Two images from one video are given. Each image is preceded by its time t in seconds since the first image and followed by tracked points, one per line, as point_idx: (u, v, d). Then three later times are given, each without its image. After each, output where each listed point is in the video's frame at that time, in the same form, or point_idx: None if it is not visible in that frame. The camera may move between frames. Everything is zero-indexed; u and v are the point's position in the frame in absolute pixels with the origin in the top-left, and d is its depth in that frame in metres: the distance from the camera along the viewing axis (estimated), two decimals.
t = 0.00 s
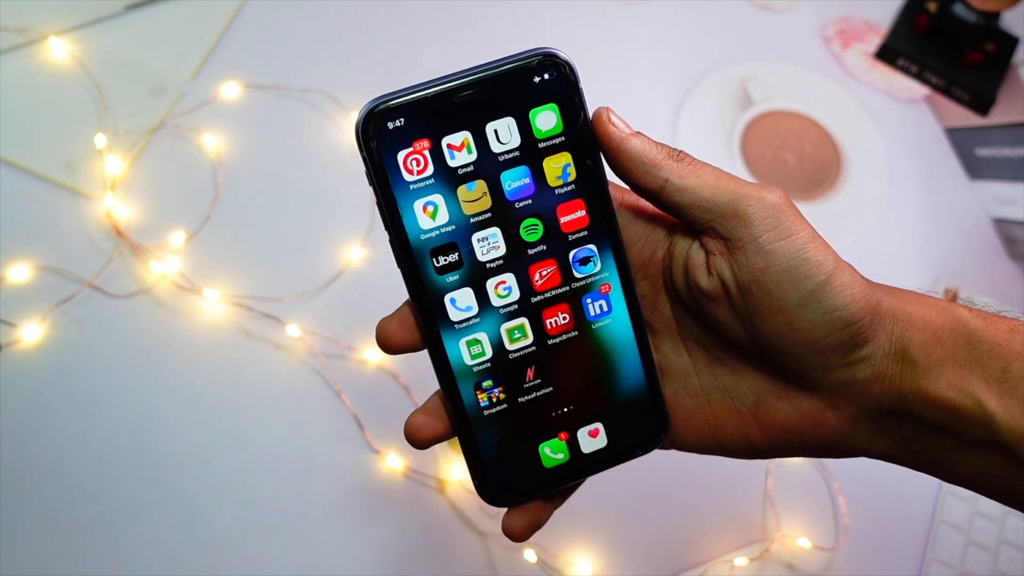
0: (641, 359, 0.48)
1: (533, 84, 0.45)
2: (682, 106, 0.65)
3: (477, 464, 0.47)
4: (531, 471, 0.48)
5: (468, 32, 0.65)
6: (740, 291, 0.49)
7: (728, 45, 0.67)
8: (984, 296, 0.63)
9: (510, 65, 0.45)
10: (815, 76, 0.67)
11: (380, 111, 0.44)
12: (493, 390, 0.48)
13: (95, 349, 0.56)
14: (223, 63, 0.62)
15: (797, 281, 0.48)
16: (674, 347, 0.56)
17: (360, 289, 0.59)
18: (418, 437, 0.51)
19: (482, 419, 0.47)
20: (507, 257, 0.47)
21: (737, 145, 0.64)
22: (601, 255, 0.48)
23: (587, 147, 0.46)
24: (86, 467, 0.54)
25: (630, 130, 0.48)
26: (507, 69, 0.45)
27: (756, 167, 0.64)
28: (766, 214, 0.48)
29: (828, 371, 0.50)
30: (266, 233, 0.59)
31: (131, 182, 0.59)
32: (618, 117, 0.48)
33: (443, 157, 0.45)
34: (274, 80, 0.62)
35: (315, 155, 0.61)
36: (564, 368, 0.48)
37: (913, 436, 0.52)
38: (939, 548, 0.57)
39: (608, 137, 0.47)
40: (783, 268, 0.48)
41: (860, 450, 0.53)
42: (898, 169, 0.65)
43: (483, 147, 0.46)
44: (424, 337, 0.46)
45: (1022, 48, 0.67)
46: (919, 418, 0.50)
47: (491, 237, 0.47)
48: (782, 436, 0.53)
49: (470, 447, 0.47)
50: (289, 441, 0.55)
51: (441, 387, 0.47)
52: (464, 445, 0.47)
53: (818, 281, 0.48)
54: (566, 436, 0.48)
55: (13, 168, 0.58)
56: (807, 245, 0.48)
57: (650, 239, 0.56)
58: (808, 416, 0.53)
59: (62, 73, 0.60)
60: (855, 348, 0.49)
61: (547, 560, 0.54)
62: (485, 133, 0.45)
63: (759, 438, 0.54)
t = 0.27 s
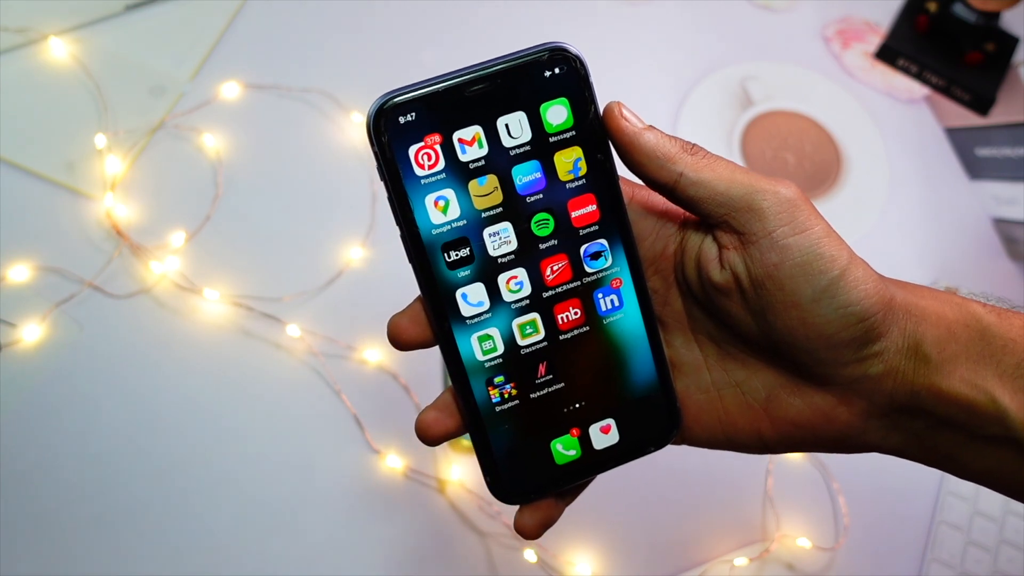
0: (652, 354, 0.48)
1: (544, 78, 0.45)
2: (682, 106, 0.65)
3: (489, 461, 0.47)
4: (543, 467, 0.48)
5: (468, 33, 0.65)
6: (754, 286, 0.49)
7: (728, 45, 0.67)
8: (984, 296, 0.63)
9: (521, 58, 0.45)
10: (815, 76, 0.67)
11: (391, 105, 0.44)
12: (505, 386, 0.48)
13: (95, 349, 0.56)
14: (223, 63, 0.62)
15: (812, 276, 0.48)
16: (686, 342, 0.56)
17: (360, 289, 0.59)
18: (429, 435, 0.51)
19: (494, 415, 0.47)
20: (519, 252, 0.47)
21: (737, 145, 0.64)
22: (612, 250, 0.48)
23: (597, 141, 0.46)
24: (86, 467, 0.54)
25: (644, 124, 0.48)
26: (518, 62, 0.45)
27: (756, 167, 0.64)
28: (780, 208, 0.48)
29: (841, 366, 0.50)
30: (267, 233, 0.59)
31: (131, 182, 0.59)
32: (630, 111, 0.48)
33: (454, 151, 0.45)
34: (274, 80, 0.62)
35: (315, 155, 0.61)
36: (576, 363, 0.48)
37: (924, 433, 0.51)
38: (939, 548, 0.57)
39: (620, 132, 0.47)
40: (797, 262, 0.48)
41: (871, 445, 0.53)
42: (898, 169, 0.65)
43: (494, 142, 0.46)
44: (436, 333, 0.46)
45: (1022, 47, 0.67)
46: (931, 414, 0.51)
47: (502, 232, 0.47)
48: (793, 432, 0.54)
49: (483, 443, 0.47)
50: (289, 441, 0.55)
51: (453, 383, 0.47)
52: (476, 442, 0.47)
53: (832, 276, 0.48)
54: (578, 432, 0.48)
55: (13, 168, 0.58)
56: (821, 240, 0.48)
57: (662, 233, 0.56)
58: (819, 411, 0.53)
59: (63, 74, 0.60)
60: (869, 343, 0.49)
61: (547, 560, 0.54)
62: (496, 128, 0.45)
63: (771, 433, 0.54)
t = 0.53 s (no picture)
0: (662, 346, 0.48)
1: (553, 71, 0.45)
2: (682, 106, 0.65)
3: (499, 454, 0.47)
4: (553, 460, 0.48)
5: (467, 33, 0.65)
6: (763, 278, 0.49)
7: (728, 45, 0.67)
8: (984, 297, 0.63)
9: (530, 52, 0.45)
10: (815, 76, 0.67)
11: (401, 99, 0.44)
12: (514, 379, 0.48)
13: (95, 349, 0.56)
14: (223, 63, 0.62)
15: (821, 268, 0.48)
16: (695, 336, 0.57)
17: (360, 289, 0.59)
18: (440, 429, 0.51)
19: (504, 408, 0.47)
20: (529, 245, 0.47)
21: (737, 145, 0.64)
22: (621, 243, 0.48)
23: (606, 134, 0.46)
24: (86, 467, 0.54)
25: (653, 116, 0.48)
26: (528, 56, 0.45)
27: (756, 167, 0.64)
28: (789, 200, 0.48)
29: (850, 359, 0.50)
30: (267, 233, 0.59)
31: (131, 182, 0.59)
32: (639, 104, 0.48)
33: (464, 145, 0.45)
34: (274, 80, 0.62)
35: (315, 155, 0.61)
36: (586, 356, 0.48)
37: (935, 424, 0.52)
38: (939, 548, 0.57)
39: (630, 125, 0.48)
40: (807, 255, 0.48)
41: (880, 438, 0.53)
42: (898, 169, 0.65)
43: (504, 135, 0.46)
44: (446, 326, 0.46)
45: (1022, 47, 0.67)
46: (941, 407, 0.50)
47: (512, 225, 0.47)
48: (802, 424, 0.54)
49: (493, 437, 0.47)
50: (289, 441, 0.55)
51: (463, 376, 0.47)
52: (488, 436, 0.47)
53: (841, 268, 0.48)
54: (588, 425, 0.48)
55: (13, 168, 0.58)
56: (831, 232, 0.48)
57: (671, 226, 0.56)
58: (828, 404, 0.53)
59: (63, 73, 0.60)
60: (879, 336, 0.49)
61: (547, 560, 0.54)
62: (505, 121, 0.45)
63: (780, 426, 0.54)
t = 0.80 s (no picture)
0: (664, 345, 0.48)
1: (557, 71, 0.45)
2: (682, 106, 0.65)
3: (502, 452, 0.47)
4: (555, 458, 0.48)
5: (467, 33, 0.65)
6: (764, 276, 0.49)
7: (728, 45, 0.67)
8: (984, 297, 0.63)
9: (535, 52, 0.45)
10: (815, 76, 0.67)
11: (405, 99, 0.44)
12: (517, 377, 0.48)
13: (95, 349, 0.56)
14: (223, 63, 0.62)
15: (822, 266, 0.48)
16: (696, 334, 0.56)
17: (360, 289, 0.59)
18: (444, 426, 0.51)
19: (507, 406, 0.47)
20: (532, 243, 0.47)
21: (737, 145, 0.64)
22: (624, 242, 0.48)
23: (610, 134, 0.46)
24: (86, 467, 0.54)
25: (655, 114, 0.48)
26: (531, 55, 0.45)
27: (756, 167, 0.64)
28: (790, 197, 0.48)
29: (851, 356, 0.50)
30: (267, 233, 0.59)
31: (131, 182, 0.59)
32: (642, 102, 0.48)
33: (468, 144, 0.45)
34: (274, 80, 0.62)
35: (315, 155, 0.61)
36: (588, 354, 0.48)
37: (933, 422, 0.52)
38: (939, 548, 0.57)
39: (633, 122, 0.48)
40: (807, 252, 0.48)
41: (882, 436, 0.53)
42: (898, 169, 0.65)
43: (508, 135, 0.46)
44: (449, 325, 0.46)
45: (1022, 47, 0.67)
46: (941, 405, 0.51)
47: (515, 224, 0.47)
48: (803, 422, 0.54)
49: (495, 435, 0.47)
50: (289, 441, 0.55)
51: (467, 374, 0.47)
52: (490, 434, 0.47)
53: (842, 265, 0.48)
54: (590, 423, 0.48)
55: (13, 168, 0.58)
56: (832, 229, 0.48)
57: (673, 224, 0.56)
58: (828, 402, 0.53)
59: (63, 73, 0.60)
60: (879, 333, 0.49)
61: (547, 560, 0.54)
62: (509, 120, 0.45)
63: (781, 424, 0.54)
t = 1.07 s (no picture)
0: (658, 351, 0.48)
1: (551, 78, 0.45)
2: (682, 106, 0.65)
3: (497, 459, 0.47)
4: (550, 464, 0.48)
5: (467, 33, 0.65)
6: (755, 281, 0.49)
7: (728, 45, 0.67)
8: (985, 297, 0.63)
9: (528, 59, 0.45)
10: (815, 76, 0.67)
11: (399, 107, 0.44)
12: (511, 385, 0.48)
13: (95, 349, 0.56)
14: (222, 63, 0.62)
15: (812, 271, 0.48)
16: (690, 340, 0.57)
17: (359, 289, 0.59)
18: (439, 433, 0.51)
19: (501, 414, 0.47)
20: (526, 251, 0.47)
21: (737, 145, 0.64)
22: (618, 249, 0.48)
23: (603, 141, 0.46)
24: (85, 467, 0.54)
25: (647, 121, 0.48)
26: (525, 63, 0.44)
27: (756, 167, 0.64)
28: (780, 203, 0.48)
29: (842, 362, 0.50)
30: (266, 233, 0.59)
31: (131, 182, 0.59)
32: (634, 109, 0.48)
33: (461, 152, 0.45)
34: (274, 80, 0.62)
35: (315, 155, 0.61)
36: (582, 360, 0.48)
37: (925, 426, 0.52)
38: (939, 548, 0.57)
39: (625, 130, 0.48)
40: (798, 258, 0.48)
41: (875, 441, 0.53)
42: (898, 169, 0.65)
43: (502, 143, 0.46)
44: (443, 333, 0.46)
45: (1022, 47, 0.67)
46: (933, 410, 0.50)
47: (508, 232, 0.47)
48: (796, 428, 0.54)
49: (490, 442, 0.47)
50: (288, 441, 0.55)
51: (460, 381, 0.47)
52: (484, 441, 0.47)
53: (832, 270, 0.48)
54: (584, 429, 0.48)
55: (13, 168, 0.58)
56: (822, 234, 0.48)
57: (666, 229, 0.55)
58: (820, 407, 0.53)
59: (63, 73, 0.60)
60: (870, 338, 0.49)
61: (547, 560, 0.54)
62: (502, 128, 0.45)
63: (774, 429, 0.54)
